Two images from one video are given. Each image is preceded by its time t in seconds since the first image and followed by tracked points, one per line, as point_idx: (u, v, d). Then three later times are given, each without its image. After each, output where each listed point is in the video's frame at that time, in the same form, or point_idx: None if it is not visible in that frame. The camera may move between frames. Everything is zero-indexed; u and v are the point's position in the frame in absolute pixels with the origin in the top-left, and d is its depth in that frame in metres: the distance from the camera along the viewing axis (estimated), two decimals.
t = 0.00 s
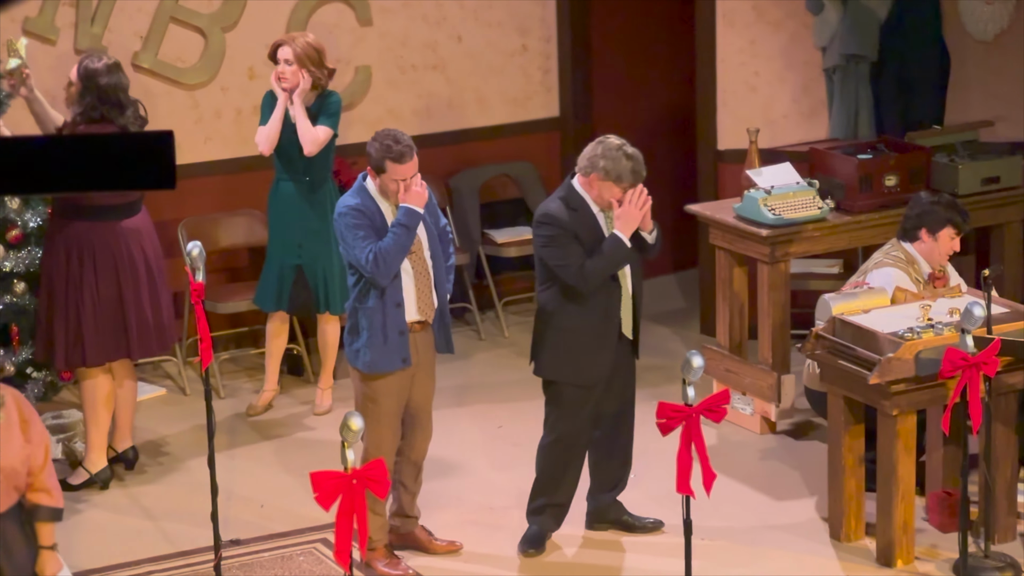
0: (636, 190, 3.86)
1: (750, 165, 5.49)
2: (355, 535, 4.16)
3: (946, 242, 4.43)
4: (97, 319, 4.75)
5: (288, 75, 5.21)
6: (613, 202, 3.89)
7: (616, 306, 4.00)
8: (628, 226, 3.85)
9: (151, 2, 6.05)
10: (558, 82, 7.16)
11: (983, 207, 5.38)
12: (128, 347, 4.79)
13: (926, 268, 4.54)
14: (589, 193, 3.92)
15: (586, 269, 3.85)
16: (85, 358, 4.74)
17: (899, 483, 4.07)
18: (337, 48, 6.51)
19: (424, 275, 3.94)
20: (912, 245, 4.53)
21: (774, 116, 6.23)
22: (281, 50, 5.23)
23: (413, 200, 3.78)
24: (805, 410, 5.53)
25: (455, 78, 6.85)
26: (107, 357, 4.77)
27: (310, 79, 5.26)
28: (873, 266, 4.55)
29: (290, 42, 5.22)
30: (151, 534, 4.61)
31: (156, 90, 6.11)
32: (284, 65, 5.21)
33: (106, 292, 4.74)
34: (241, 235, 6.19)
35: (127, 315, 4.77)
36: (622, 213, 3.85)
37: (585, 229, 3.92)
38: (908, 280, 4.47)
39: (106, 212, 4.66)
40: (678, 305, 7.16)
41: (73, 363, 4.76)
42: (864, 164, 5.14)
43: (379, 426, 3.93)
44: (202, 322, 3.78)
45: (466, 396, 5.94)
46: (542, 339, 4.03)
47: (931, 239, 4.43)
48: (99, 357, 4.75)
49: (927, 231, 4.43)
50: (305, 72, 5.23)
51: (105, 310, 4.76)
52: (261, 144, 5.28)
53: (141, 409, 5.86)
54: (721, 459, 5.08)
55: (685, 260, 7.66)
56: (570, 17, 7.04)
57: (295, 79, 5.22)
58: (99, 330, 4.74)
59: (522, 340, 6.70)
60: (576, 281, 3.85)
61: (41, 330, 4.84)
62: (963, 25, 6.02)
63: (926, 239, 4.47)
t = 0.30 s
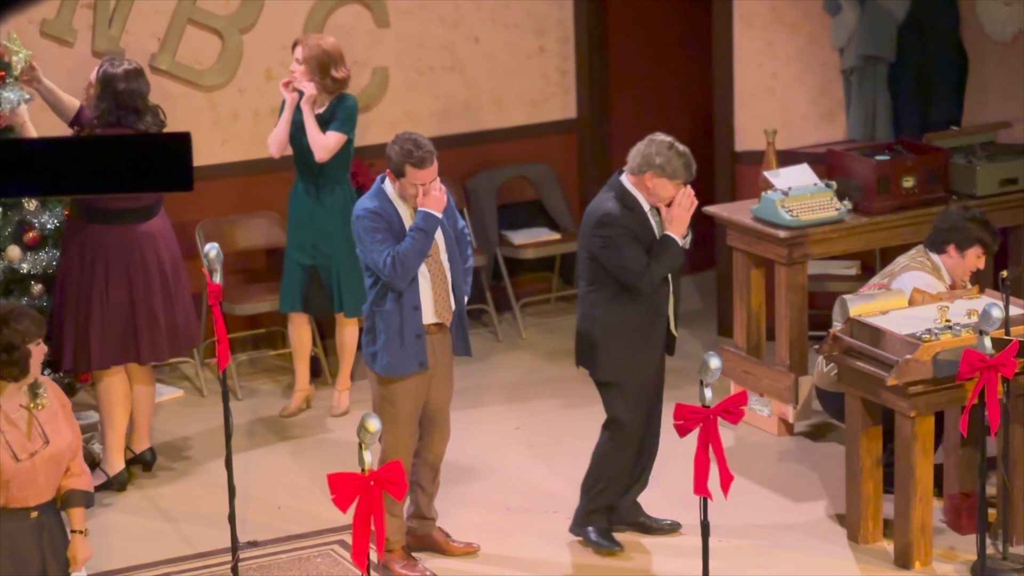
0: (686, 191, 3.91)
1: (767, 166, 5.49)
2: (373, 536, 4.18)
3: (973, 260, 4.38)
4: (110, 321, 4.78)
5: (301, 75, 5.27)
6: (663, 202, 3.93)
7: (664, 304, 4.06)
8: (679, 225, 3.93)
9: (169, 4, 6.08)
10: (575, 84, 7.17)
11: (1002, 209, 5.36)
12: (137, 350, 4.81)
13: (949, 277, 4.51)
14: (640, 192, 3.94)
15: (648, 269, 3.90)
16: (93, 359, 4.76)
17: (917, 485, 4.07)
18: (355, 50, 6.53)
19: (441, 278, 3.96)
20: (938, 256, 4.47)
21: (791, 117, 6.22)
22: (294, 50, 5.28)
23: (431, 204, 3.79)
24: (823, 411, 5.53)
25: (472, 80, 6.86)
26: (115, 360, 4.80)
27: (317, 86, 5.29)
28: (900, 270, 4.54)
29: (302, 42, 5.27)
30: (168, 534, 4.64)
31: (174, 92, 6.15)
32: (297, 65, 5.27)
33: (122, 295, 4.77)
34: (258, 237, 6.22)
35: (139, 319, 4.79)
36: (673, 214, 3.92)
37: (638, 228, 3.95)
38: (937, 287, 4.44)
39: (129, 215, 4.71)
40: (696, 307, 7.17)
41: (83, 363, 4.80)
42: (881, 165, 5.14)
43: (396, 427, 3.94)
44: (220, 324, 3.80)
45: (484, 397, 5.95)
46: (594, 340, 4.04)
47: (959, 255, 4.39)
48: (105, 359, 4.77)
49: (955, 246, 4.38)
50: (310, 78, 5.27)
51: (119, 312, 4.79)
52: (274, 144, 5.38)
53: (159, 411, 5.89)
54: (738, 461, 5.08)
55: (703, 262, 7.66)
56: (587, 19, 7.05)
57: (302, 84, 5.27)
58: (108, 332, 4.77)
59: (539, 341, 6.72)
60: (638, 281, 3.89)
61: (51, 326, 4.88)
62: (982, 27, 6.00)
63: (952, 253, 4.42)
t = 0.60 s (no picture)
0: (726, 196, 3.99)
1: (783, 166, 5.49)
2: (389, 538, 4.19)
3: (1005, 281, 4.43)
4: (124, 322, 4.82)
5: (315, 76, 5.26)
6: (704, 206, 4.00)
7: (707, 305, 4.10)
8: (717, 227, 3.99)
9: (186, 6, 6.11)
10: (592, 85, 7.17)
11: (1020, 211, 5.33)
12: (149, 351, 4.86)
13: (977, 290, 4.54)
14: (684, 195, 4.01)
15: (699, 272, 3.97)
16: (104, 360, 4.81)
17: (934, 486, 4.06)
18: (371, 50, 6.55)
19: (457, 279, 3.98)
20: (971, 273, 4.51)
21: (807, 118, 6.22)
22: (310, 50, 5.26)
23: (447, 207, 3.80)
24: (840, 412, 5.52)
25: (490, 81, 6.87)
26: (126, 361, 4.84)
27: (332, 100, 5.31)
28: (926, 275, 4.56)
29: (319, 43, 5.22)
30: (183, 534, 4.67)
31: (191, 93, 6.18)
32: (311, 65, 5.26)
33: (138, 296, 4.81)
34: (274, 238, 6.25)
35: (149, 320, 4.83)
36: (710, 217, 3.98)
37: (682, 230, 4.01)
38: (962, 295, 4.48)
39: (148, 219, 4.71)
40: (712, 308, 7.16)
41: (95, 363, 4.83)
42: (897, 166, 5.14)
43: (412, 428, 3.95)
44: (236, 325, 3.81)
45: (501, 399, 5.96)
46: (636, 339, 4.07)
47: (990, 275, 4.43)
48: (117, 360, 4.82)
49: (987, 266, 4.43)
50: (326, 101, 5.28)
51: (133, 313, 4.83)
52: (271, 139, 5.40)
53: (176, 412, 5.92)
54: (755, 462, 5.08)
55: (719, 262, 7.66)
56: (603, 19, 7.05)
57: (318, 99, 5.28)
58: (121, 332, 4.82)
59: (555, 342, 6.73)
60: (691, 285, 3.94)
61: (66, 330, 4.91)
62: (999, 27, 5.98)
63: (984, 273, 4.46)
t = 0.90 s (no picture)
0: (768, 196, 4.04)
1: (799, 169, 5.49)
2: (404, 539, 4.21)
3: None
4: (135, 324, 4.82)
5: (347, 79, 5.25)
6: (748, 206, 4.04)
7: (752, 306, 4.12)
8: (759, 226, 4.03)
9: (201, 7, 6.13)
10: (607, 86, 7.18)
11: None
12: (158, 353, 4.85)
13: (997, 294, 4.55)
14: (728, 196, 4.04)
15: (751, 275, 3.98)
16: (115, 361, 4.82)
17: (949, 488, 4.05)
18: (386, 52, 6.56)
19: (472, 281, 3.98)
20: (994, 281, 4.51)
21: (822, 119, 6.21)
22: (342, 53, 5.26)
23: (462, 208, 3.81)
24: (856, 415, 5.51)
25: (504, 82, 6.88)
26: (135, 363, 4.84)
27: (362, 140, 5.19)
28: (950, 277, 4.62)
29: (352, 46, 5.25)
30: (198, 535, 4.69)
31: (205, 95, 6.21)
32: (343, 67, 5.24)
33: (150, 298, 4.82)
34: (290, 240, 6.28)
35: (160, 323, 4.84)
36: (755, 217, 4.02)
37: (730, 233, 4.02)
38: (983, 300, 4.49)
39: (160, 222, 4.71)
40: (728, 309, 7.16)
41: (107, 363, 4.85)
42: (913, 167, 5.13)
43: (427, 430, 3.96)
44: (251, 325, 3.83)
45: (515, 400, 5.97)
46: (689, 344, 4.07)
47: (1014, 284, 4.42)
48: (126, 361, 4.81)
49: (1012, 275, 4.41)
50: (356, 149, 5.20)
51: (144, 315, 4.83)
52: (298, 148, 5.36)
53: (192, 414, 5.95)
54: (770, 463, 5.08)
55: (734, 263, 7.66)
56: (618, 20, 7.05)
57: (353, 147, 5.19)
58: (131, 334, 4.82)
59: (570, 344, 6.74)
60: (745, 289, 3.97)
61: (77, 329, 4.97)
62: (1016, 27, 5.96)
63: (1009, 283, 4.44)
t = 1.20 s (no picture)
0: (799, 196, 4.03)
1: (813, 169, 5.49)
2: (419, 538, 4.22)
3: None
4: (146, 322, 4.85)
5: (381, 79, 5.28)
6: (780, 207, 4.04)
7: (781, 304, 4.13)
8: (787, 227, 4.02)
9: (215, 7, 6.15)
10: (621, 86, 7.18)
11: None
12: (170, 352, 4.87)
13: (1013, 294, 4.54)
14: (760, 196, 4.03)
15: (786, 275, 3.99)
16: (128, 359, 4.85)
17: (964, 488, 4.04)
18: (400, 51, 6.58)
19: (487, 280, 3.99)
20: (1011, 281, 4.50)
21: (836, 119, 6.21)
22: (373, 53, 5.28)
23: (478, 208, 3.83)
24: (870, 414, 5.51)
25: (518, 81, 6.89)
26: (146, 362, 4.87)
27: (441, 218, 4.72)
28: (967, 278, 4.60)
29: (384, 46, 5.26)
30: (213, 535, 4.71)
31: (220, 94, 6.22)
32: (376, 67, 5.27)
33: (161, 298, 4.84)
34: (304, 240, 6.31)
35: (172, 322, 4.86)
36: (785, 218, 4.01)
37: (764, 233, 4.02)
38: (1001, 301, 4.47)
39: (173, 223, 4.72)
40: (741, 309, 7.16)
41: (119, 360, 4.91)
42: (929, 167, 5.14)
43: (441, 429, 3.98)
44: (265, 323, 3.84)
45: (529, 400, 5.98)
46: (725, 348, 4.08)
47: None
48: (136, 359, 4.85)
49: None
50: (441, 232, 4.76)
51: (155, 313, 4.86)
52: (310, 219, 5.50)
53: (206, 413, 5.97)
54: (784, 463, 5.08)
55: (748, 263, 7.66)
56: (632, 19, 7.05)
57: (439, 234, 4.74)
58: (142, 332, 4.85)
59: (584, 343, 6.75)
60: (786, 291, 3.99)
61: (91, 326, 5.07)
62: None
63: None
